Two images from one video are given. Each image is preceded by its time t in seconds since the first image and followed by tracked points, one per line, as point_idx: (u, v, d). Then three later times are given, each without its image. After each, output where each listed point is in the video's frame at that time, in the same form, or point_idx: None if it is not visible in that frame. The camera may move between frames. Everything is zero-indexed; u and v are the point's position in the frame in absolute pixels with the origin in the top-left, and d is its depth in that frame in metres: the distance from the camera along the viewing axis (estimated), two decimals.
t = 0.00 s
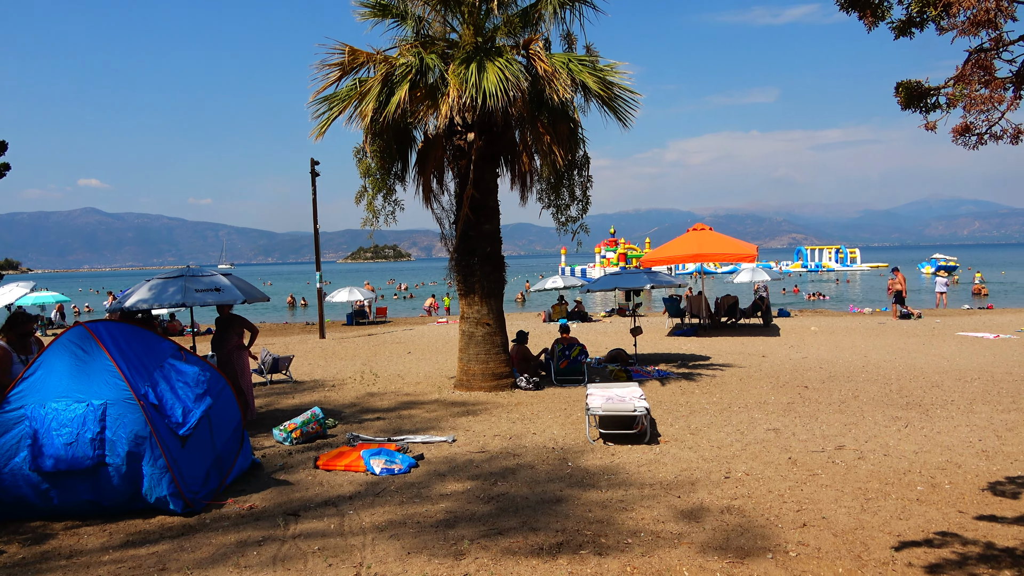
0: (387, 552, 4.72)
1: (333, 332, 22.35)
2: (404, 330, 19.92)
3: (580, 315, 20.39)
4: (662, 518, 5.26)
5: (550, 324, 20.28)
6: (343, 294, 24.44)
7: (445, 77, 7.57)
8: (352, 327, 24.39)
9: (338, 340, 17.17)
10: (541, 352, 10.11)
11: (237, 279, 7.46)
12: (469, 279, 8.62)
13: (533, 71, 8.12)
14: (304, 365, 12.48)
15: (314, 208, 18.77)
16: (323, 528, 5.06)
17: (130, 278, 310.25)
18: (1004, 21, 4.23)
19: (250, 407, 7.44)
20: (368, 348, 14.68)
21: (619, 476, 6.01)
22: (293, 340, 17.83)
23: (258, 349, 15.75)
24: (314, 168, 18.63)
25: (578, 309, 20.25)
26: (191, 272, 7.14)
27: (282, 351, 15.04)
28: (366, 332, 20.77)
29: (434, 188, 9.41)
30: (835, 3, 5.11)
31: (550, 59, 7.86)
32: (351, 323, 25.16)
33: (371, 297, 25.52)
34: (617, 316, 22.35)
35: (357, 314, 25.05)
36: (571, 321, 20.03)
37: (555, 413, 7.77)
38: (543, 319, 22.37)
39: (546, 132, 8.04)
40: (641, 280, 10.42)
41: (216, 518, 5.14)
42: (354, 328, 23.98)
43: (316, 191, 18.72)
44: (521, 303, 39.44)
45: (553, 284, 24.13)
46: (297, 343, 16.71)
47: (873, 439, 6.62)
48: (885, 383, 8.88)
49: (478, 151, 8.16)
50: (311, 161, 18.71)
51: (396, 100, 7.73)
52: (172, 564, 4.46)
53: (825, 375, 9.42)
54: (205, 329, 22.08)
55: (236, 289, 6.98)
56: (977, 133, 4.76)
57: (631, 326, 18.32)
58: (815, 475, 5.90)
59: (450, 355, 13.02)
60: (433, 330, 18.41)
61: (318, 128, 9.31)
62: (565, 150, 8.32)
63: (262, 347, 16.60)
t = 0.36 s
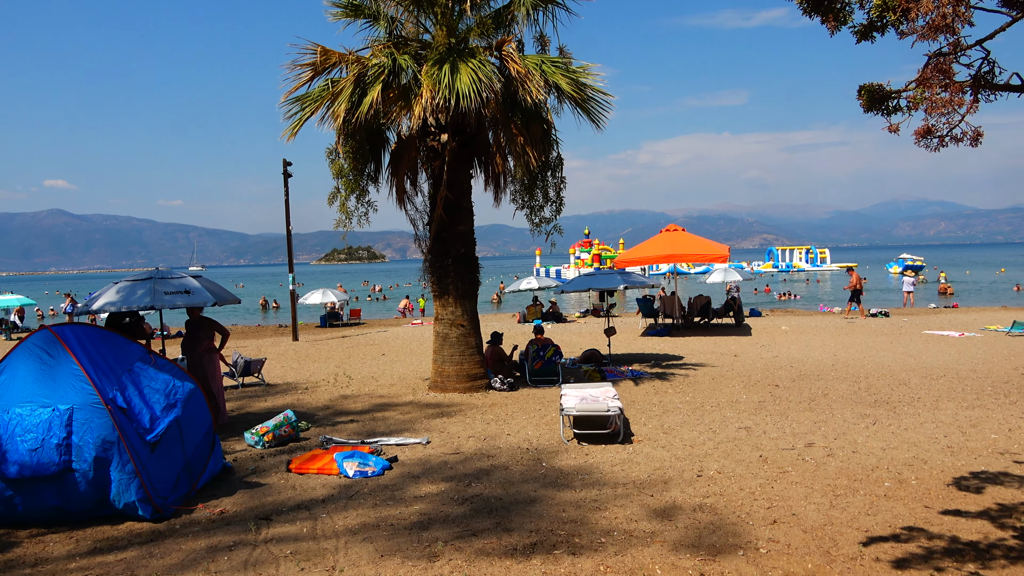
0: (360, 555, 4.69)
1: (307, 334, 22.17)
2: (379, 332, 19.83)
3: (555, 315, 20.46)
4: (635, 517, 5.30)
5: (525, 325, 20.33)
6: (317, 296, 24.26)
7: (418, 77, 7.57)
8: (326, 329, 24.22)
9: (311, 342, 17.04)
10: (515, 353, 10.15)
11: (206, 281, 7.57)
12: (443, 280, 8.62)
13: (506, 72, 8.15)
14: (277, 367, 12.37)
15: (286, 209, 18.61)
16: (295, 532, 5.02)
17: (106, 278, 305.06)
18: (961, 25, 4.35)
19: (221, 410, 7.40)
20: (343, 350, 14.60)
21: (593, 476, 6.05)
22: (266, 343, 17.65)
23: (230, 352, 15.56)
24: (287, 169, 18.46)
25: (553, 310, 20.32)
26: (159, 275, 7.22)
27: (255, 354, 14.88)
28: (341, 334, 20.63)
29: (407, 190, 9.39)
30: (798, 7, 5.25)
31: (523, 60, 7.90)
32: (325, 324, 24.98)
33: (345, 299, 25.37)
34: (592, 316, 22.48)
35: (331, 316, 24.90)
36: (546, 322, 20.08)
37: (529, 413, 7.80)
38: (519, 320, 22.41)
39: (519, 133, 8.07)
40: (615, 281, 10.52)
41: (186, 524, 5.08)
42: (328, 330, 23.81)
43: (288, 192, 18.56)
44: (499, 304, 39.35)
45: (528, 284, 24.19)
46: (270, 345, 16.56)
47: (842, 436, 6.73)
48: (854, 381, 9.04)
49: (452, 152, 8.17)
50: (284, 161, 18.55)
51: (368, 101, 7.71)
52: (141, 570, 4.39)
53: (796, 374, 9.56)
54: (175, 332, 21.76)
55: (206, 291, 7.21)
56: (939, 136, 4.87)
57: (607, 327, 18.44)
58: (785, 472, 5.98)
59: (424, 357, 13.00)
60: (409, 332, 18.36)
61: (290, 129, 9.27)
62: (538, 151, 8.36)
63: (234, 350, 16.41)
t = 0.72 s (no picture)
0: (335, 558, 4.66)
1: (282, 335, 21.99)
2: (355, 334, 19.73)
3: (533, 317, 20.52)
4: (612, 517, 5.32)
5: (502, 326, 20.35)
6: (292, 297, 24.09)
7: (394, 78, 7.54)
8: (301, 331, 24.06)
9: (287, 344, 16.90)
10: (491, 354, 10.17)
11: (179, 282, 7.48)
12: (420, 281, 8.59)
13: (482, 73, 8.14)
14: (252, 369, 12.25)
15: (261, 210, 18.43)
16: (269, 536, 4.97)
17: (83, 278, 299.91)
18: (927, 29, 4.44)
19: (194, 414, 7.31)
20: (318, 352, 14.50)
21: (570, 476, 6.07)
22: (239, 345, 17.47)
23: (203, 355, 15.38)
24: (261, 169, 18.29)
25: (530, 311, 20.37)
26: (130, 276, 7.13)
27: (228, 356, 14.72)
28: (316, 336, 20.52)
29: (383, 190, 9.35)
30: (768, 10, 5.31)
31: (499, 61, 7.91)
32: (301, 326, 24.82)
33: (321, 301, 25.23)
34: (569, 317, 22.58)
35: (307, 317, 24.77)
36: (523, 323, 20.12)
37: (506, 414, 7.82)
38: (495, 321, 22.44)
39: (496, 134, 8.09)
40: (592, 281, 10.57)
41: (158, 529, 5.01)
42: (304, 331, 23.65)
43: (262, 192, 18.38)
44: (478, 305, 39.39)
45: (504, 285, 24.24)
46: (244, 348, 16.39)
47: (815, 435, 6.82)
48: (827, 379, 9.17)
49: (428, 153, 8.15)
50: (258, 162, 18.38)
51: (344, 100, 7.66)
52: None
53: (770, 374, 9.68)
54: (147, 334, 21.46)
55: (178, 292, 7.11)
56: (906, 138, 4.95)
57: (584, 327, 18.53)
58: (759, 471, 6.05)
59: (400, 358, 12.96)
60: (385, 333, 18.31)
61: (264, 129, 9.20)
62: (515, 152, 8.38)
63: (207, 352, 16.22)
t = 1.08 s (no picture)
0: (307, 560, 4.62)
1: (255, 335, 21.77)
2: (329, 333, 19.59)
3: (509, 318, 20.55)
4: (585, 518, 5.35)
5: (478, 327, 20.36)
6: (266, 296, 23.88)
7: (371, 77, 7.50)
8: (275, 330, 23.86)
9: (261, 344, 16.74)
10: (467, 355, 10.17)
11: (151, 282, 7.43)
12: (396, 281, 8.56)
13: (460, 73, 8.13)
14: (224, 369, 12.12)
15: (235, 208, 18.22)
16: (240, 538, 4.92)
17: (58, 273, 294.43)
18: (897, 38, 4.51)
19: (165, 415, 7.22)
20: (292, 352, 14.39)
21: (544, 477, 6.09)
22: (212, 344, 17.27)
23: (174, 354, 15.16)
24: (236, 167, 18.08)
25: (507, 312, 20.40)
26: (100, 274, 7.07)
27: (200, 356, 14.54)
28: (291, 335, 20.37)
29: (359, 190, 9.29)
30: (742, 16, 5.39)
31: (477, 62, 7.90)
32: (275, 325, 24.61)
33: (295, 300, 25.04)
34: (545, 318, 22.64)
35: (281, 317, 24.60)
36: (499, 324, 20.15)
37: (481, 415, 7.83)
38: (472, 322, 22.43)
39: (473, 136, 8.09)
40: (569, 283, 10.63)
41: (127, 530, 4.93)
42: (278, 331, 23.46)
43: (237, 190, 18.17)
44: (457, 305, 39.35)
45: (481, 286, 24.24)
46: (217, 347, 16.20)
47: (786, 436, 6.92)
48: (799, 382, 9.31)
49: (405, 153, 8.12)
50: (234, 160, 18.17)
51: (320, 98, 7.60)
52: None
53: (743, 376, 9.81)
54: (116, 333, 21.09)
55: (150, 291, 7.07)
56: (877, 144, 5.04)
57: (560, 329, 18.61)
58: (731, 472, 6.12)
59: (374, 359, 12.91)
60: (361, 333, 18.22)
61: (239, 127, 9.11)
62: (492, 154, 8.38)
63: (179, 352, 16.00)
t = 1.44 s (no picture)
0: (269, 564, 4.57)
1: (218, 336, 21.44)
2: (294, 334, 19.38)
3: (477, 319, 20.54)
4: (550, 519, 5.37)
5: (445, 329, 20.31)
6: (229, 297, 23.55)
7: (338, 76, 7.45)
8: (239, 332, 23.53)
9: (224, 345, 16.47)
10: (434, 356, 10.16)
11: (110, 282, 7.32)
12: (362, 282, 8.51)
13: (429, 74, 8.11)
14: (186, 371, 11.92)
15: (198, 207, 17.89)
16: (200, 543, 4.84)
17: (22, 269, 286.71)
18: (853, 46, 4.62)
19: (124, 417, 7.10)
20: (256, 353, 14.21)
21: (509, 478, 6.11)
22: (173, 345, 16.93)
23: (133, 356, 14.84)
24: (199, 165, 17.74)
25: (474, 314, 20.41)
26: (57, 274, 6.93)
27: (160, 358, 14.26)
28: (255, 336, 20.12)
29: (325, 189, 9.22)
30: (705, 23, 5.62)
31: (445, 62, 7.90)
32: (238, 326, 24.26)
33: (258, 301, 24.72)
34: (513, 319, 22.69)
35: (244, 318, 24.29)
36: (467, 326, 20.15)
37: (447, 417, 7.83)
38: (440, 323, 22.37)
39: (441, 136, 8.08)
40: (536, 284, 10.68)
41: (82, 536, 4.83)
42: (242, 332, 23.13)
43: (200, 189, 17.85)
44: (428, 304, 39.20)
45: (448, 287, 24.20)
46: (179, 348, 15.89)
47: (749, 437, 7.03)
48: (761, 383, 9.48)
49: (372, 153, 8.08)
50: (197, 157, 17.83)
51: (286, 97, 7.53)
52: None
53: (707, 377, 9.95)
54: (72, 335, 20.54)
55: (108, 291, 6.93)
56: (836, 150, 5.13)
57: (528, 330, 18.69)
58: (694, 472, 6.20)
59: (340, 360, 12.83)
60: (327, 334, 18.07)
61: (203, 124, 8.98)
62: (460, 155, 8.39)
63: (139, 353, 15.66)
